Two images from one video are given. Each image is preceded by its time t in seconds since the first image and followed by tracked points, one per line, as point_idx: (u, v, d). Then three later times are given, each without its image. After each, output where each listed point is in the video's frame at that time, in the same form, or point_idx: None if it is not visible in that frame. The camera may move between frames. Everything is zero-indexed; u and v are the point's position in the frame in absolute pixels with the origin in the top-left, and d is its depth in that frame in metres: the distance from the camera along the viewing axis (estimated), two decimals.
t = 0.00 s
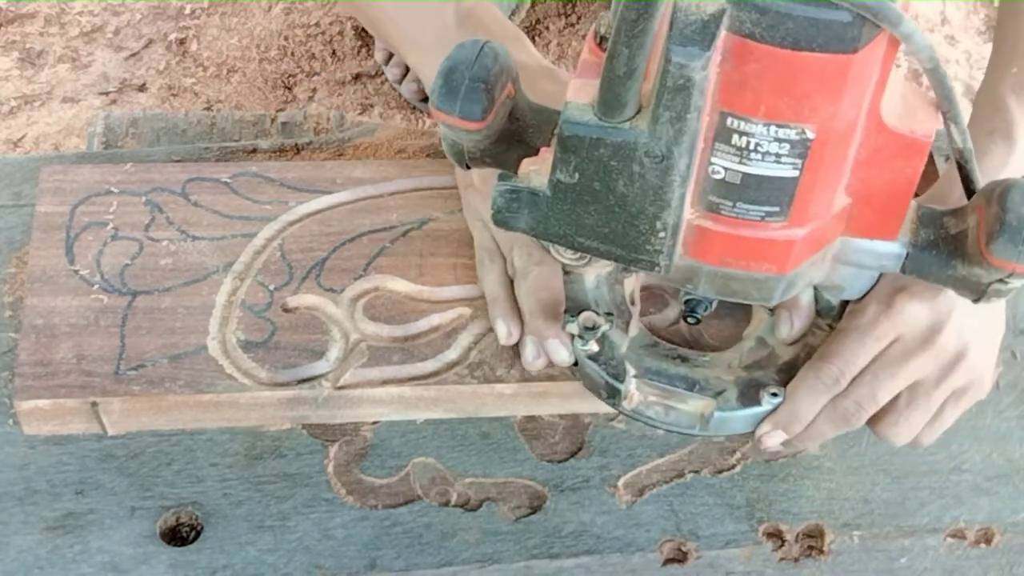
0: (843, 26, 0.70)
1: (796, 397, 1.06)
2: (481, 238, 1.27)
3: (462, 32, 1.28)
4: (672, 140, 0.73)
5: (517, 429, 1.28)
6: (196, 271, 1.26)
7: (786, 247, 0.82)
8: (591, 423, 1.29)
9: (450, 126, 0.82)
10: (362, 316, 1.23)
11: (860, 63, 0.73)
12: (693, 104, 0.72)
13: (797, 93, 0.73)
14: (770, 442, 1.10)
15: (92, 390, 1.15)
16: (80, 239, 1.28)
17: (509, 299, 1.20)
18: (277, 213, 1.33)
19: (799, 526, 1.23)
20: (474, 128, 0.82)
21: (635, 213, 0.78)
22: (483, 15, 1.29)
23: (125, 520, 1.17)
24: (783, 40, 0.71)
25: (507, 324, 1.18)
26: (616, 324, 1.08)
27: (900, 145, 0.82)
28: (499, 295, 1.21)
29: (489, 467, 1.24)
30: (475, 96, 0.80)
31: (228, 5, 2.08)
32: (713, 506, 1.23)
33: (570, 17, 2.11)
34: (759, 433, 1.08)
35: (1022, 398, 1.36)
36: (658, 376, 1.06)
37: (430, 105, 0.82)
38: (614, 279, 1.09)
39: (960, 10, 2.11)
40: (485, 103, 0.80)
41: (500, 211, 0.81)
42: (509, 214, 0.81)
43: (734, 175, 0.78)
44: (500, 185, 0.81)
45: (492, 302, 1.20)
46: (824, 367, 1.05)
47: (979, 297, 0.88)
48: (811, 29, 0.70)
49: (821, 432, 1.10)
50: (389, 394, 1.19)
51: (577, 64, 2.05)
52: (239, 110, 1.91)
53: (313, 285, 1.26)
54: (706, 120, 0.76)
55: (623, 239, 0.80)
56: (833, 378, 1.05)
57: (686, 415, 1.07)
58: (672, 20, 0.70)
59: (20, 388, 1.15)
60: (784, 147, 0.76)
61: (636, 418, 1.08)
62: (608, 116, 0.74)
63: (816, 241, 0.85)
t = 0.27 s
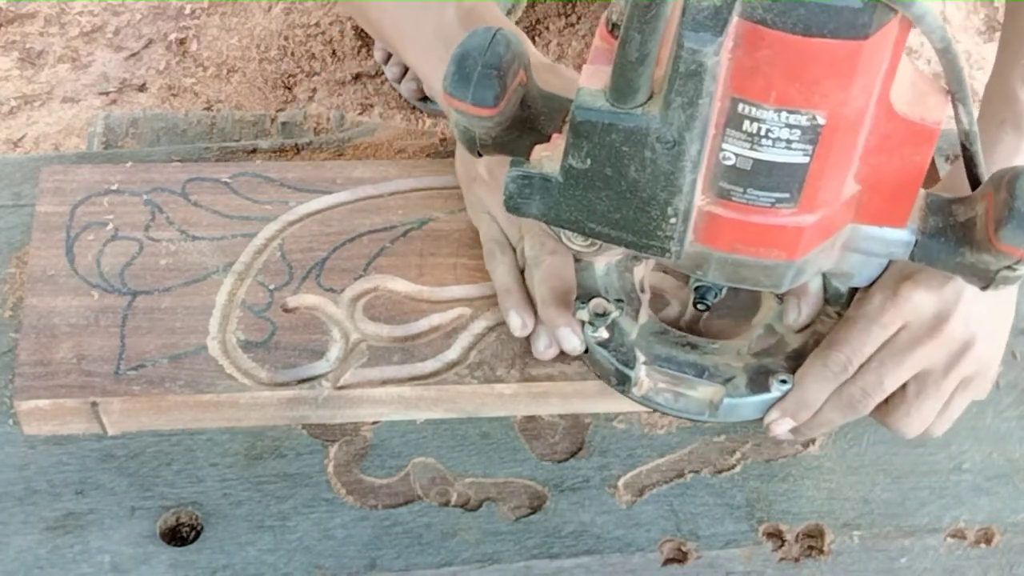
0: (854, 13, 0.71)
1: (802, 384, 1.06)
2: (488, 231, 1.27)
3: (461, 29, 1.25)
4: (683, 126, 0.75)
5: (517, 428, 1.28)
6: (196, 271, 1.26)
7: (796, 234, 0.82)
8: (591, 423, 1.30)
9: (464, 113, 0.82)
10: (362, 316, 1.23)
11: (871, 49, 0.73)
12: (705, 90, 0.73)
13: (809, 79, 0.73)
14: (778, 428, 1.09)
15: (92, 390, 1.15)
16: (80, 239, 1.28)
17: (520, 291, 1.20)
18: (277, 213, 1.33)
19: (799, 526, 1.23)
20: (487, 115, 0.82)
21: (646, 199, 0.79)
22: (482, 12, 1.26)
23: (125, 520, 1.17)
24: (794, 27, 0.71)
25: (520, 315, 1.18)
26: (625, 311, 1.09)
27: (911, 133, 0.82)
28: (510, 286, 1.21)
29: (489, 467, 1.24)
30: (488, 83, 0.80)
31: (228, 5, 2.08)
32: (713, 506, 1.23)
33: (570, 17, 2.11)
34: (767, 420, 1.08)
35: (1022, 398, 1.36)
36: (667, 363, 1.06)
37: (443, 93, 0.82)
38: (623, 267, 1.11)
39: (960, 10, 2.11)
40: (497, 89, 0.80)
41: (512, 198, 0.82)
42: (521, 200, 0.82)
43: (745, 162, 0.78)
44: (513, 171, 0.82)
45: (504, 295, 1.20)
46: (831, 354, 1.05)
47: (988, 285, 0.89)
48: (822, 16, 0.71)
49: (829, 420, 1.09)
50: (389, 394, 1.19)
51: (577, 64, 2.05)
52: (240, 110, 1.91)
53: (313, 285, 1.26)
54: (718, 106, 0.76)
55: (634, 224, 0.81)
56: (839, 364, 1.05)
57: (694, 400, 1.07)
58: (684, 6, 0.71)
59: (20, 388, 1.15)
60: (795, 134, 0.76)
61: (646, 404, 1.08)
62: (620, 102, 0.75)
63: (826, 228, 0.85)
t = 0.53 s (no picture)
0: (871, 8, 0.71)
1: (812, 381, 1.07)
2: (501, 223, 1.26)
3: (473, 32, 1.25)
4: (699, 116, 0.74)
5: (517, 428, 1.28)
6: (196, 271, 1.26)
7: (810, 229, 0.83)
8: (591, 423, 1.30)
9: (483, 100, 0.82)
10: (362, 316, 1.23)
11: (888, 44, 0.73)
12: (720, 81, 0.73)
13: (825, 73, 0.74)
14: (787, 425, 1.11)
15: (92, 389, 1.15)
16: (80, 239, 1.28)
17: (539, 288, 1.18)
18: (277, 213, 1.33)
19: (799, 526, 1.23)
20: (506, 102, 0.81)
21: (661, 189, 0.78)
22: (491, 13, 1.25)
23: (125, 521, 1.17)
24: (812, 20, 0.72)
25: (539, 311, 1.15)
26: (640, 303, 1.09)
27: (927, 130, 0.83)
28: (527, 281, 1.19)
29: (489, 467, 1.24)
30: (507, 70, 0.80)
31: (228, 5, 2.08)
32: (713, 506, 1.23)
33: (570, 17, 2.11)
34: (778, 415, 1.09)
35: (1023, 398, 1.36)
36: (680, 355, 1.06)
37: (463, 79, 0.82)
38: (639, 259, 1.12)
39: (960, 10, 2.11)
40: (517, 77, 0.80)
41: (529, 185, 0.82)
42: (537, 187, 0.82)
43: (760, 155, 0.79)
44: (529, 158, 0.82)
45: (522, 290, 1.18)
46: (842, 352, 1.06)
47: (1003, 287, 0.90)
48: (839, 10, 0.71)
49: (837, 418, 1.10)
50: (389, 394, 1.19)
51: (577, 64, 2.05)
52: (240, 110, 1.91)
53: (313, 286, 1.26)
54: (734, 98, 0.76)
55: (648, 215, 0.80)
56: (849, 362, 1.05)
57: (707, 394, 1.08)
58: None
59: (20, 388, 1.15)
60: (810, 128, 0.77)
61: (656, 396, 1.09)
62: (636, 91, 0.75)
63: (840, 224, 0.85)
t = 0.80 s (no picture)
0: (881, 12, 0.70)
1: (816, 388, 1.07)
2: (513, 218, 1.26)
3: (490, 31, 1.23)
4: (706, 116, 0.74)
5: (517, 429, 1.28)
6: (196, 271, 1.26)
7: (817, 233, 0.83)
8: (591, 424, 1.30)
9: (497, 94, 0.81)
10: (362, 316, 1.23)
11: (898, 49, 0.73)
12: (728, 81, 0.72)
13: (833, 76, 0.73)
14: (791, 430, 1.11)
15: (92, 389, 1.15)
16: (80, 239, 1.28)
17: (548, 284, 1.19)
18: (276, 213, 1.33)
19: (799, 526, 1.23)
20: (519, 96, 0.81)
21: (667, 187, 0.78)
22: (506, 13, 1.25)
23: (125, 521, 1.17)
24: (821, 23, 0.71)
25: (548, 305, 1.16)
26: (648, 303, 1.08)
27: (937, 138, 0.82)
28: (538, 277, 1.19)
29: (489, 467, 1.24)
30: (520, 64, 0.79)
31: (228, 5, 2.08)
32: (713, 506, 1.23)
33: (570, 17, 2.11)
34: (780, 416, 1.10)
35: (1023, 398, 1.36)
36: (686, 355, 1.06)
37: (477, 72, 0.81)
38: (651, 260, 1.11)
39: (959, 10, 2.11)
40: (530, 71, 0.79)
41: (538, 179, 0.83)
42: (544, 181, 0.83)
43: (768, 157, 0.78)
44: (539, 152, 0.82)
45: (531, 285, 1.19)
46: (847, 360, 1.06)
47: (1011, 300, 0.88)
48: (848, 13, 0.70)
49: (841, 423, 1.11)
50: (389, 394, 1.19)
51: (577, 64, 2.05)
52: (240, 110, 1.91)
53: (313, 286, 1.26)
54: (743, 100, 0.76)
55: (654, 213, 0.80)
56: (854, 370, 1.06)
57: (711, 396, 1.07)
58: None
59: (20, 388, 1.15)
60: (818, 131, 0.76)
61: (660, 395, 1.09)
62: (645, 88, 0.74)
63: (848, 230, 0.85)
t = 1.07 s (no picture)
0: (883, 9, 0.71)
1: (822, 386, 1.06)
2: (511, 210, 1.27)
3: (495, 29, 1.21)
4: (707, 114, 0.74)
5: (517, 428, 1.28)
6: (196, 271, 1.26)
7: (818, 231, 0.83)
8: (591, 424, 1.29)
9: (497, 91, 0.81)
10: (362, 316, 1.23)
11: (898, 47, 0.73)
12: (730, 79, 0.72)
13: (835, 74, 0.74)
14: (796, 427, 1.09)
15: (92, 389, 1.15)
16: (80, 239, 1.28)
17: (544, 279, 1.19)
18: (276, 213, 1.33)
19: (799, 526, 1.23)
20: (520, 94, 0.80)
21: (670, 185, 0.78)
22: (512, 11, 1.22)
23: (125, 521, 1.17)
24: (821, 22, 0.72)
25: (544, 301, 1.16)
26: (648, 300, 1.09)
27: (937, 134, 0.82)
28: (535, 272, 1.20)
29: (489, 467, 1.24)
30: (521, 63, 0.79)
31: (228, 5, 2.08)
32: (713, 506, 1.23)
33: (570, 17, 2.11)
34: (785, 414, 1.08)
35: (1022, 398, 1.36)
36: (687, 353, 1.06)
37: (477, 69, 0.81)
38: (652, 258, 1.12)
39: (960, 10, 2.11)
40: (531, 70, 0.79)
41: (539, 176, 0.84)
42: (546, 180, 0.84)
43: (769, 154, 0.78)
44: (540, 150, 0.83)
45: (528, 279, 1.19)
46: (854, 357, 1.05)
47: (1011, 296, 0.88)
48: (849, 11, 0.71)
49: (846, 420, 1.10)
50: (389, 394, 1.19)
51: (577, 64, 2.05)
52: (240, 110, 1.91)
53: (313, 286, 1.26)
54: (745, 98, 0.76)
55: (656, 211, 0.81)
56: (861, 368, 1.05)
57: (713, 393, 1.07)
58: None
59: (20, 388, 1.15)
60: (819, 129, 0.76)
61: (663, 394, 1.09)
62: (647, 87, 0.74)
63: (850, 228, 0.85)
